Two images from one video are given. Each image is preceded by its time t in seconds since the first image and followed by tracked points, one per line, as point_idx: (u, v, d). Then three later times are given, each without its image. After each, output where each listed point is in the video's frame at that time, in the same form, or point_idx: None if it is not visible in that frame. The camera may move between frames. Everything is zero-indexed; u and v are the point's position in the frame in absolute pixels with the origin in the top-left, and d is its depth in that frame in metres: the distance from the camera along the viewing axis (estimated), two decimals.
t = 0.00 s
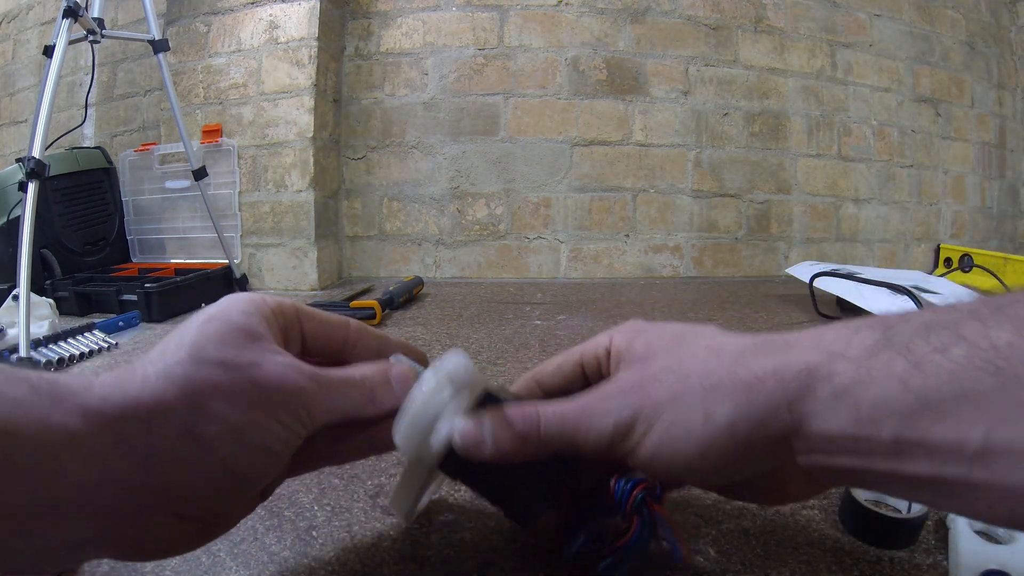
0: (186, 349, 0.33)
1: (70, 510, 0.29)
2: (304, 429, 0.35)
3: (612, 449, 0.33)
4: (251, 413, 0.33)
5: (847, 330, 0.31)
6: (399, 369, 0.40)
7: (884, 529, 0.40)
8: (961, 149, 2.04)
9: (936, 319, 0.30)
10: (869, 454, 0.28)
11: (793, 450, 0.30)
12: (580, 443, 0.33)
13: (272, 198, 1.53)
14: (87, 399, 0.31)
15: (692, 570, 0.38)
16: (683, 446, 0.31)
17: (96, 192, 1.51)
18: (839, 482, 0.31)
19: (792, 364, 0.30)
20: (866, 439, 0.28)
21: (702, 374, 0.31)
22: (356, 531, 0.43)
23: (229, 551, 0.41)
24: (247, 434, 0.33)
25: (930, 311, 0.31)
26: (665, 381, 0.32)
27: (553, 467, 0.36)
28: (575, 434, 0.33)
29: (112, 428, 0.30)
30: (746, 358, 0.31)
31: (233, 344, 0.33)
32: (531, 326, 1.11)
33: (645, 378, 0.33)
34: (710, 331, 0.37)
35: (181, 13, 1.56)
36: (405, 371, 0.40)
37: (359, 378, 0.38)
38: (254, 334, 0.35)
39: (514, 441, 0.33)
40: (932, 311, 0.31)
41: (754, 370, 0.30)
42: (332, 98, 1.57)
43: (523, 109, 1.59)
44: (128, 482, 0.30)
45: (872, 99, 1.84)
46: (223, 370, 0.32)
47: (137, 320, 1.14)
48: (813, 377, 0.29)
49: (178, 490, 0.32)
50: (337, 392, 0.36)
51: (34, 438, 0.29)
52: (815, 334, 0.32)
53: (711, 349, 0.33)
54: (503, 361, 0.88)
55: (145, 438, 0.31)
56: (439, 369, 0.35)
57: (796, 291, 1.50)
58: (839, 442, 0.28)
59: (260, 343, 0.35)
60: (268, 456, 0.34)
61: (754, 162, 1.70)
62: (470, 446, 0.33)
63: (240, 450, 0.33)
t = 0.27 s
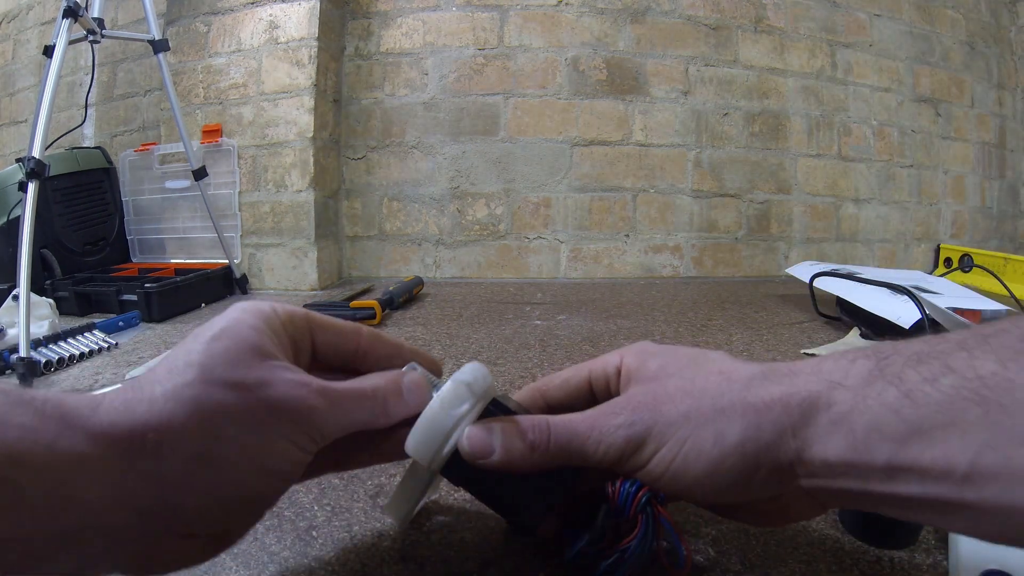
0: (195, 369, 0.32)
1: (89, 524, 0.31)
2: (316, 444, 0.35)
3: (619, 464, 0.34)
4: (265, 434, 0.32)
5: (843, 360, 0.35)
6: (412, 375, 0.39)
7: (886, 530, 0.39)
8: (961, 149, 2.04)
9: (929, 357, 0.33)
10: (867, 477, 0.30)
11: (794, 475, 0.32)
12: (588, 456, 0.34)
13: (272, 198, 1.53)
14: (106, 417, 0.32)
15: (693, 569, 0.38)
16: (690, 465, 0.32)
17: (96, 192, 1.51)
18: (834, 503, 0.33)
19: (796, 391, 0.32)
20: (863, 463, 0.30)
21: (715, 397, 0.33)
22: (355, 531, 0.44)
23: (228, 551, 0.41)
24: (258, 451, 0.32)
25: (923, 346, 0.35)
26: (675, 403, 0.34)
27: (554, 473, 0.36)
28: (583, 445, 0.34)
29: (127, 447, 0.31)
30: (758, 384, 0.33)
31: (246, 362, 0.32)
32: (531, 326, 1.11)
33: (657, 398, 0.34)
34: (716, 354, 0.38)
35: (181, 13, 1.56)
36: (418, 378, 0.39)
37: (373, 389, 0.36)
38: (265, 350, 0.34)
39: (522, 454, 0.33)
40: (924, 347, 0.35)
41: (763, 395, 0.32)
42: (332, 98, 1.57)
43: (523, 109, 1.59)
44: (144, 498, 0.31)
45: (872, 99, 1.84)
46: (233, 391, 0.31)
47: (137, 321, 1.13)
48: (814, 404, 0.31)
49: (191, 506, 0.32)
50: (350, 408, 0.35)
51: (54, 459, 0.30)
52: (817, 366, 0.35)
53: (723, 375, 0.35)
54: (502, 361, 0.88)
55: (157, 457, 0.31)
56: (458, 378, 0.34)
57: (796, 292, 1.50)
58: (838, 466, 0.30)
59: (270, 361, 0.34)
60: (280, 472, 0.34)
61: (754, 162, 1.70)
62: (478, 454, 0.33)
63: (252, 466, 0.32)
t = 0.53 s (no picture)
0: (196, 365, 0.33)
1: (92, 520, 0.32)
2: (317, 440, 0.35)
3: (615, 471, 0.33)
4: (259, 429, 0.32)
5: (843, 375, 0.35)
6: (412, 373, 0.38)
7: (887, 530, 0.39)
8: (961, 149, 2.04)
9: (929, 375, 0.33)
10: (867, 493, 0.30)
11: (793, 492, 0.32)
12: (584, 461, 0.33)
13: (272, 198, 1.53)
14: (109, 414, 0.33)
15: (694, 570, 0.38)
16: (687, 475, 0.32)
17: (96, 192, 1.51)
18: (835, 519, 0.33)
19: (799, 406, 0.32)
20: (864, 480, 0.30)
21: (714, 407, 0.33)
22: (356, 530, 0.43)
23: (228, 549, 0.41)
24: (256, 449, 0.32)
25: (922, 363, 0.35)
26: (675, 412, 0.33)
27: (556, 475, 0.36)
28: (579, 449, 0.33)
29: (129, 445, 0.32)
30: (758, 397, 0.33)
31: (243, 360, 0.33)
32: (531, 326, 1.11)
33: (656, 406, 0.34)
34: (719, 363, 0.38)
35: (181, 13, 1.56)
36: (418, 376, 0.37)
37: (372, 386, 0.36)
38: (263, 352, 0.35)
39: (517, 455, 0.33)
40: (924, 364, 0.35)
41: (763, 408, 0.32)
42: (332, 98, 1.57)
43: (523, 109, 1.59)
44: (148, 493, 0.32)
45: (872, 99, 1.84)
46: (232, 385, 0.32)
47: (137, 320, 1.14)
48: (816, 418, 0.31)
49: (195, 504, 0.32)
50: (348, 405, 0.34)
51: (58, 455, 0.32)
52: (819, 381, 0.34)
53: (724, 385, 0.35)
54: (502, 362, 0.88)
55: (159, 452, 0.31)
56: (454, 381, 0.33)
57: (796, 292, 1.50)
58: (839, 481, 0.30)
59: (269, 360, 0.34)
60: (280, 469, 0.34)
61: (754, 162, 1.70)
62: (474, 454, 0.33)
63: (252, 463, 0.32)
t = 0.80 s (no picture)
0: (215, 417, 0.34)
1: None
2: (337, 467, 0.35)
3: (602, 458, 0.34)
4: (279, 468, 0.33)
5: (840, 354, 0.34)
6: (416, 387, 0.37)
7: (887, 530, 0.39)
8: (961, 149, 2.04)
9: (931, 349, 0.33)
10: (860, 471, 0.30)
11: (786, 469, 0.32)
12: (573, 449, 0.34)
13: (272, 198, 1.53)
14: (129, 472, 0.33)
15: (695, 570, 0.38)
16: (671, 454, 0.33)
17: (96, 192, 1.51)
18: (829, 501, 0.33)
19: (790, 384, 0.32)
20: (856, 458, 0.30)
21: (697, 390, 0.33)
22: (355, 527, 0.43)
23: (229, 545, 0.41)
24: (281, 486, 0.33)
25: (922, 340, 0.35)
26: (659, 397, 0.34)
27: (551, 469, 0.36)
28: (568, 439, 0.34)
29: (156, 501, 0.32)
30: (744, 374, 0.33)
31: (257, 402, 0.34)
32: (531, 326, 1.11)
33: (641, 393, 0.35)
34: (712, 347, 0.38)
35: (181, 13, 1.56)
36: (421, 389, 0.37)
37: (382, 407, 0.36)
38: (276, 391, 0.36)
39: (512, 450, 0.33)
40: (924, 340, 0.35)
41: (748, 386, 0.32)
42: (332, 98, 1.57)
43: (523, 109, 1.59)
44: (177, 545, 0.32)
45: (872, 99, 1.84)
46: (250, 427, 0.33)
47: (138, 321, 1.14)
48: (809, 396, 0.32)
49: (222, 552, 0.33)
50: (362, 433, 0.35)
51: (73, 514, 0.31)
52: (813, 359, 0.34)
53: (710, 368, 0.35)
54: (503, 361, 0.88)
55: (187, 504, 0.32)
56: (452, 369, 0.33)
57: (796, 292, 1.50)
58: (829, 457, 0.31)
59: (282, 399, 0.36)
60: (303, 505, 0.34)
61: (754, 162, 1.70)
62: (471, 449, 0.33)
63: (275, 505, 0.33)
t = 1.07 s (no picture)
0: (212, 436, 0.34)
1: None
2: (335, 481, 0.35)
3: (598, 470, 0.35)
4: (277, 483, 0.33)
5: (824, 360, 0.34)
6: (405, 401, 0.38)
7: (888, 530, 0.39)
8: (961, 149, 2.04)
9: (920, 353, 0.32)
10: (853, 479, 0.30)
11: (770, 476, 0.33)
12: (567, 464, 0.35)
13: (272, 198, 1.53)
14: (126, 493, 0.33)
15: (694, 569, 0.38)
16: (661, 467, 0.33)
17: (96, 192, 1.51)
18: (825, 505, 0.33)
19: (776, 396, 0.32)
20: (848, 465, 0.30)
21: (686, 401, 0.33)
22: (354, 528, 0.43)
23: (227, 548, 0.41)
24: (278, 505, 0.33)
25: (910, 343, 0.34)
26: (647, 410, 0.34)
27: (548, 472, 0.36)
28: (562, 455, 0.34)
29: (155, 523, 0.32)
30: (732, 384, 0.33)
31: (253, 420, 0.34)
32: (531, 326, 1.11)
33: (631, 407, 0.34)
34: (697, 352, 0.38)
35: (181, 13, 1.56)
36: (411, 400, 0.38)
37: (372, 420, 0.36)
38: (273, 406, 0.36)
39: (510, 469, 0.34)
40: (913, 342, 0.34)
41: (736, 396, 0.32)
42: (332, 98, 1.57)
43: (523, 109, 1.59)
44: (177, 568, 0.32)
45: (872, 99, 1.84)
46: (246, 446, 0.33)
47: (138, 321, 1.14)
48: (796, 404, 0.31)
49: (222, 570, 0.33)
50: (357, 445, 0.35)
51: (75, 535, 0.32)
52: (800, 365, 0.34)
53: (698, 376, 0.34)
54: (502, 361, 0.88)
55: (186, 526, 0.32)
56: (460, 370, 0.33)
57: (796, 292, 1.50)
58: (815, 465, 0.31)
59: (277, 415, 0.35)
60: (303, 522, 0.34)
61: (754, 162, 1.70)
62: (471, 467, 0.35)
63: (275, 521, 0.33)
